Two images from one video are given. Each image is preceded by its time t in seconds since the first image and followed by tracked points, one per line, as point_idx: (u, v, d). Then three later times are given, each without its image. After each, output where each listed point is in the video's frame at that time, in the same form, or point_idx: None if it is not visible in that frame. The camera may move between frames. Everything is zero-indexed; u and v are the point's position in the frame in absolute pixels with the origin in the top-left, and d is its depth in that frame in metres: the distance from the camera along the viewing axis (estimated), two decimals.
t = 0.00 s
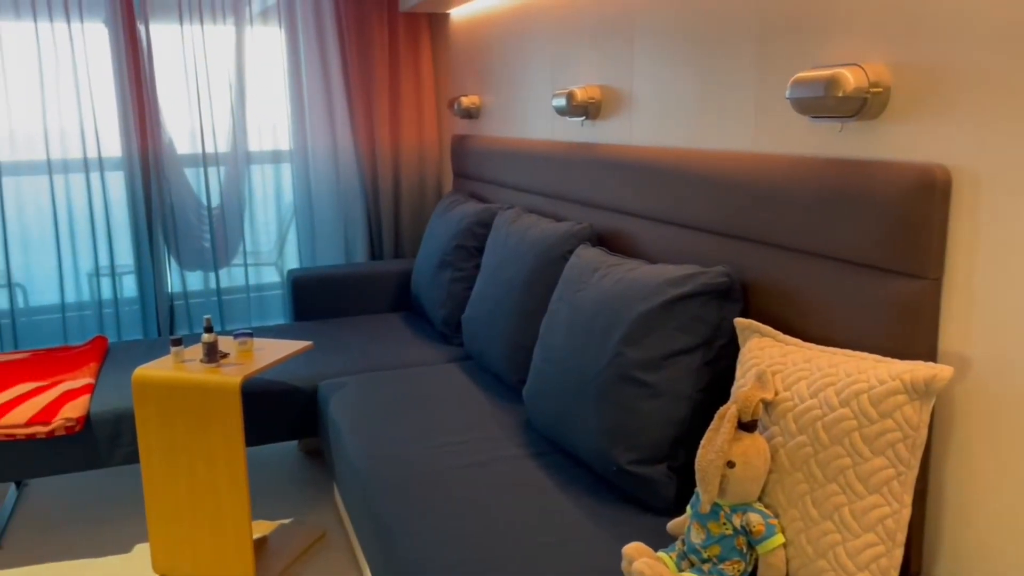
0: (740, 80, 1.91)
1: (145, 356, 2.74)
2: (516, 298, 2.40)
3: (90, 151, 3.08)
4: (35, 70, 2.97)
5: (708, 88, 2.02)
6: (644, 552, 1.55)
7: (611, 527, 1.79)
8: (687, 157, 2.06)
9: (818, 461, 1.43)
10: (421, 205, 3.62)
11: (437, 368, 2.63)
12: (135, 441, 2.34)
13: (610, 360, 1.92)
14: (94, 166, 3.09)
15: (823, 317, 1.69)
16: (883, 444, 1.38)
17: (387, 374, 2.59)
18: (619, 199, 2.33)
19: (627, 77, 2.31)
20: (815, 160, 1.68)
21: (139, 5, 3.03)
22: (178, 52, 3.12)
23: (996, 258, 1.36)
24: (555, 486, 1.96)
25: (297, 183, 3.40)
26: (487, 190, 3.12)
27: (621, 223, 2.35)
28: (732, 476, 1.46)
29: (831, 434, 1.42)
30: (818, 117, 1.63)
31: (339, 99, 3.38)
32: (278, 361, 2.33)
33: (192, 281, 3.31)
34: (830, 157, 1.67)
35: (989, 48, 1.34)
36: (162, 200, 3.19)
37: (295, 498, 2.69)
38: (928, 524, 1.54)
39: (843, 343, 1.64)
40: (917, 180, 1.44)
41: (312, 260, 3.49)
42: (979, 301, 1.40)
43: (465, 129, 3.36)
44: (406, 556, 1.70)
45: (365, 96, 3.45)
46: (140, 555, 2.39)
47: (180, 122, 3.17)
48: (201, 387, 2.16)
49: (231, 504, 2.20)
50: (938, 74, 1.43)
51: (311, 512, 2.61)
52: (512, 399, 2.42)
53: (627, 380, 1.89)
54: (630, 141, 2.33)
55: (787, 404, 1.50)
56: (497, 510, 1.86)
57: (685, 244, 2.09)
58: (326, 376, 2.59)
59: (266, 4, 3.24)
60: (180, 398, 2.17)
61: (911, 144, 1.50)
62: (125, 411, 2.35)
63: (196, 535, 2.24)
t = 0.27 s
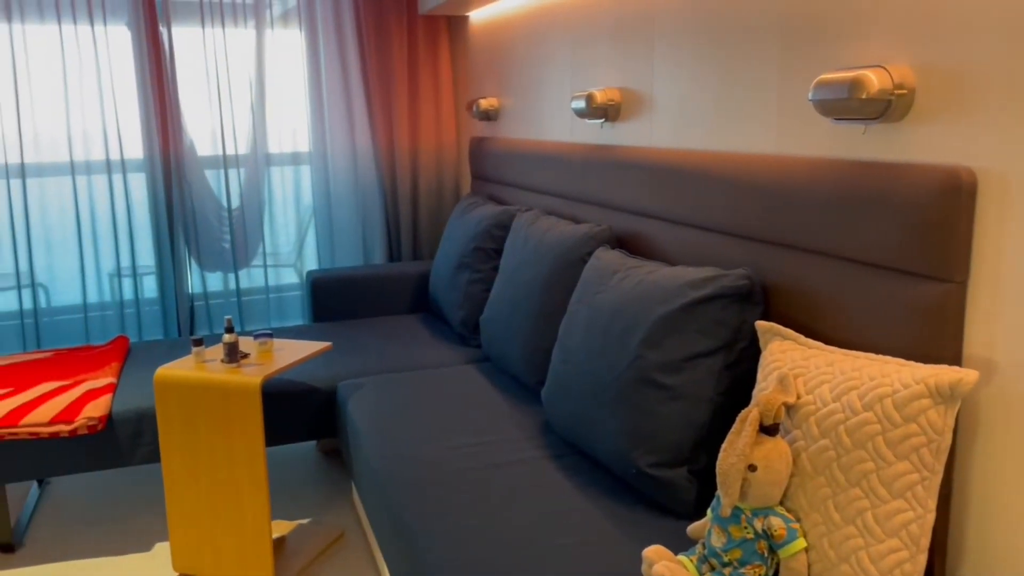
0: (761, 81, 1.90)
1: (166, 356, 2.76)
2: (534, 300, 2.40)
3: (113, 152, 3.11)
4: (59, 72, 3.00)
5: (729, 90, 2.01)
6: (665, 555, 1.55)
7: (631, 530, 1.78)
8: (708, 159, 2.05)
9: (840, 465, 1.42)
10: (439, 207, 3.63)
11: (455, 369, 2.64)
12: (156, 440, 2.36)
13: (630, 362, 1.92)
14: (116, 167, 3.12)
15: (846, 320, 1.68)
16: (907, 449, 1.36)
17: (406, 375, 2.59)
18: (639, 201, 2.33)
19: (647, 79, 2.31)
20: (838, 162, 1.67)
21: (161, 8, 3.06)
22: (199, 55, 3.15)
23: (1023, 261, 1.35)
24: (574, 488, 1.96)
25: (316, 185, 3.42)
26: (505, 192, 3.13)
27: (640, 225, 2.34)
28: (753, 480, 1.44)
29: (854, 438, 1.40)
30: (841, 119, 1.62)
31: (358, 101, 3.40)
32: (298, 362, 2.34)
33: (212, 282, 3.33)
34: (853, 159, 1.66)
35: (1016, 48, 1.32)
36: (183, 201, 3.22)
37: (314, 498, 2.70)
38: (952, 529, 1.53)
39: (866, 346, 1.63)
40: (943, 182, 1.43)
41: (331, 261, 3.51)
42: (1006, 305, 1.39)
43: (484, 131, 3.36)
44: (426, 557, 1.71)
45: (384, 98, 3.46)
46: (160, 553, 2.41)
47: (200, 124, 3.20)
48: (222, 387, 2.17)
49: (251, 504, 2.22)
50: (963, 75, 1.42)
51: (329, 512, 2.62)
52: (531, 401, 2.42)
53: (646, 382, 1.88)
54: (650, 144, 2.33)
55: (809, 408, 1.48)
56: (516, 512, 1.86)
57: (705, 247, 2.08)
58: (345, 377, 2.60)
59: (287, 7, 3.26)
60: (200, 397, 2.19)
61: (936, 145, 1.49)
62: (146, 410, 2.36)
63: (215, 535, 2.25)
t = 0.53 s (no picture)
0: (783, 84, 1.89)
1: (186, 356, 2.78)
2: (553, 303, 2.40)
3: (135, 155, 3.14)
4: (82, 75, 3.03)
5: (750, 93, 2.01)
6: (685, 560, 1.54)
7: (650, 534, 1.78)
8: (729, 162, 2.04)
9: (863, 471, 1.40)
10: (457, 209, 3.64)
11: (473, 372, 2.64)
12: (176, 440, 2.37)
13: (650, 366, 1.91)
14: (138, 170, 3.14)
15: (869, 325, 1.66)
16: (931, 455, 1.35)
17: (424, 377, 2.60)
18: (658, 204, 2.32)
19: (667, 82, 2.30)
20: (862, 166, 1.66)
21: (183, 11, 3.08)
22: (220, 58, 3.17)
23: None
24: (593, 492, 1.96)
25: (335, 187, 3.44)
26: (523, 195, 3.13)
27: (660, 228, 2.34)
28: (775, 484, 1.44)
29: (877, 444, 1.39)
30: (865, 122, 1.61)
31: (377, 104, 3.41)
32: (317, 363, 2.35)
33: (231, 284, 3.35)
34: (876, 163, 1.65)
35: None
36: (204, 203, 3.24)
37: (332, 499, 2.71)
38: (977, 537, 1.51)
39: (890, 351, 1.61)
40: (968, 187, 1.42)
41: (349, 263, 3.52)
42: None
43: (502, 134, 3.37)
44: (444, 560, 1.71)
45: (402, 101, 3.48)
46: (180, 553, 2.42)
47: (221, 127, 3.22)
48: (242, 388, 2.19)
49: (270, 505, 2.23)
50: (989, 78, 1.40)
51: (347, 513, 2.63)
52: (549, 404, 2.42)
53: (666, 386, 1.88)
54: (670, 147, 2.32)
55: (832, 413, 1.47)
56: (535, 515, 1.85)
57: (726, 250, 2.07)
58: (363, 379, 2.61)
59: (307, 10, 3.28)
60: (221, 398, 2.20)
61: (961, 150, 1.47)
62: (167, 410, 2.38)
63: (235, 535, 2.26)
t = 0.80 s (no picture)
0: (806, 86, 1.88)
1: (207, 356, 2.80)
2: (572, 305, 2.40)
3: (157, 156, 3.16)
4: (106, 77, 3.06)
5: (772, 95, 2.00)
6: (706, 563, 1.54)
7: (671, 538, 1.77)
8: (750, 164, 2.03)
9: (887, 475, 1.39)
10: (475, 211, 3.65)
11: (492, 373, 2.64)
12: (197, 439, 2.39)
13: (670, 368, 1.90)
14: (160, 170, 3.17)
15: (893, 329, 1.65)
16: (956, 460, 1.33)
17: (443, 378, 2.60)
18: (678, 207, 2.32)
19: (688, 84, 2.30)
20: (886, 168, 1.65)
21: (205, 14, 3.11)
22: (241, 60, 3.19)
23: None
24: (612, 494, 1.95)
25: (354, 189, 3.46)
26: (542, 197, 3.13)
27: (680, 230, 2.33)
28: (798, 489, 1.43)
29: (902, 448, 1.38)
30: (889, 124, 1.60)
31: (396, 106, 3.43)
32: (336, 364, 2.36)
33: (251, 284, 3.37)
34: (901, 165, 1.64)
35: None
36: (225, 204, 3.27)
37: (350, 499, 2.72)
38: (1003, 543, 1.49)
39: (914, 355, 1.60)
40: (995, 190, 1.40)
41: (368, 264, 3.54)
42: None
43: (521, 136, 3.37)
44: (464, 561, 1.71)
45: (421, 103, 3.49)
46: (200, 551, 2.44)
47: (242, 128, 3.24)
48: (262, 387, 2.20)
49: (289, 505, 2.24)
50: (1016, 80, 1.39)
51: (365, 513, 2.64)
52: (567, 406, 2.42)
53: (687, 389, 1.87)
54: (690, 148, 2.32)
55: (855, 417, 1.46)
56: (555, 517, 1.85)
57: (747, 253, 2.06)
58: (382, 380, 2.62)
59: (327, 12, 3.29)
60: (242, 398, 2.22)
61: (988, 152, 1.46)
62: (187, 410, 2.39)
63: (254, 534, 2.28)
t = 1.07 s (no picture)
0: (829, 89, 1.87)
1: (227, 356, 2.82)
2: (591, 307, 2.40)
3: (178, 157, 3.19)
4: (129, 79, 3.09)
5: (795, 98, 1.99)
6: (727, 568, 1.53)
7: (691, 542, 1.76)
8: (772, 167, 2.03)
9: (911, 481, 1.38)
10: (493, 213, 3.66)
11: (510, 376, 2.64)
12: (217, 439, 2.40)
13: (691, 372, 1.89)
14: (181, 172, 3.19)
15: (917, 333, 1.64)
16: (981, 467, 1.31)
17: (461, 380, 2.61)
18: (699, 209, 2.31)
19: (709, 87, 2.29)
20: (911, 172, 1.64)
21: (227, 17, 3.13)
22: (263, 63, 3.22)
23: None
24: (632, 498, 1.95)
25: (373, 191, 3.47)
26: (560, 199, 3.13)
27: (700, 234, 2.33)
28: (820, 494, 1.42)
29: (926, 455, 1.36)
30: (913, 128, 1.59)
31: (416, 109, 3.44)
32: (355, 365, 2.37)
33: (271, 285, 3.39)
34: (926, 168, 1.62)
35: None
36: (245, 205, 3.29)
37: (368, 499, 2.73)
38: None
39: (939, 360, 1.59)
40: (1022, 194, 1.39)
41: (386, 266, 3.55)
42: None
43: (539, 139, 3.38)
44: (483, 562, 1.71)
45: (441, 105, 3.50)
46: (219, 551, 2.45)
47: (263, 130, 3.26)
48: (283, 388, 2.21)
49: (308, 504, 2.25)
50: None
51: (383, 514, 2.64)
52: (586, 408, 2.41)
53: (707, 393, 1.86)
54: (711, 151, 2.31)
55: (879, 423, 1.45)
56: (574, 520, 1.85)
57: (769, 257, 2.05)
58: (401, 381, 2.63)
59: (348, 14, 3.31)
60: (262, 398, 2.23)
61: (1015, 155, 1.44)
62: (208, 410, 2.41)
63: (274, 534, 2.29)
